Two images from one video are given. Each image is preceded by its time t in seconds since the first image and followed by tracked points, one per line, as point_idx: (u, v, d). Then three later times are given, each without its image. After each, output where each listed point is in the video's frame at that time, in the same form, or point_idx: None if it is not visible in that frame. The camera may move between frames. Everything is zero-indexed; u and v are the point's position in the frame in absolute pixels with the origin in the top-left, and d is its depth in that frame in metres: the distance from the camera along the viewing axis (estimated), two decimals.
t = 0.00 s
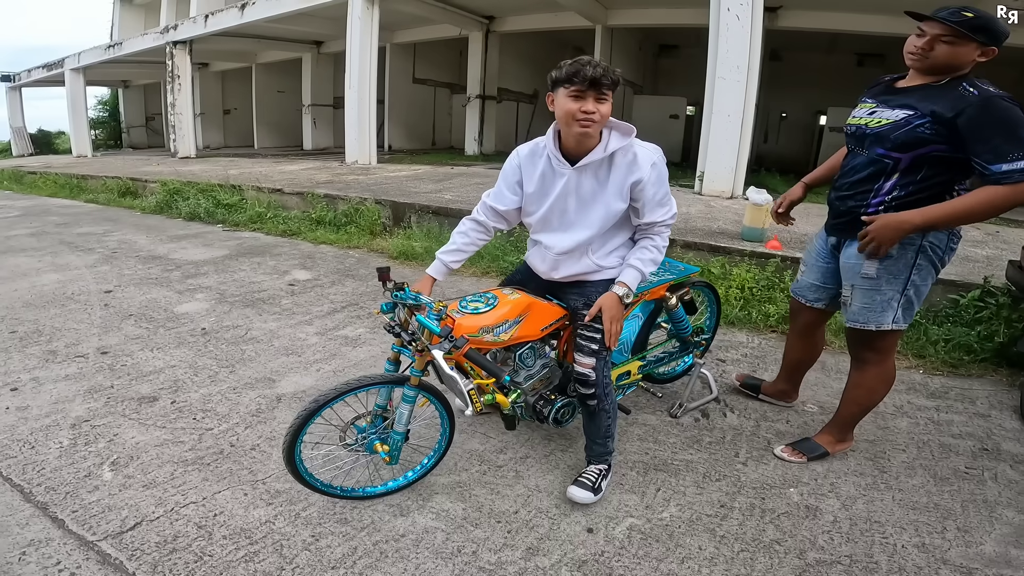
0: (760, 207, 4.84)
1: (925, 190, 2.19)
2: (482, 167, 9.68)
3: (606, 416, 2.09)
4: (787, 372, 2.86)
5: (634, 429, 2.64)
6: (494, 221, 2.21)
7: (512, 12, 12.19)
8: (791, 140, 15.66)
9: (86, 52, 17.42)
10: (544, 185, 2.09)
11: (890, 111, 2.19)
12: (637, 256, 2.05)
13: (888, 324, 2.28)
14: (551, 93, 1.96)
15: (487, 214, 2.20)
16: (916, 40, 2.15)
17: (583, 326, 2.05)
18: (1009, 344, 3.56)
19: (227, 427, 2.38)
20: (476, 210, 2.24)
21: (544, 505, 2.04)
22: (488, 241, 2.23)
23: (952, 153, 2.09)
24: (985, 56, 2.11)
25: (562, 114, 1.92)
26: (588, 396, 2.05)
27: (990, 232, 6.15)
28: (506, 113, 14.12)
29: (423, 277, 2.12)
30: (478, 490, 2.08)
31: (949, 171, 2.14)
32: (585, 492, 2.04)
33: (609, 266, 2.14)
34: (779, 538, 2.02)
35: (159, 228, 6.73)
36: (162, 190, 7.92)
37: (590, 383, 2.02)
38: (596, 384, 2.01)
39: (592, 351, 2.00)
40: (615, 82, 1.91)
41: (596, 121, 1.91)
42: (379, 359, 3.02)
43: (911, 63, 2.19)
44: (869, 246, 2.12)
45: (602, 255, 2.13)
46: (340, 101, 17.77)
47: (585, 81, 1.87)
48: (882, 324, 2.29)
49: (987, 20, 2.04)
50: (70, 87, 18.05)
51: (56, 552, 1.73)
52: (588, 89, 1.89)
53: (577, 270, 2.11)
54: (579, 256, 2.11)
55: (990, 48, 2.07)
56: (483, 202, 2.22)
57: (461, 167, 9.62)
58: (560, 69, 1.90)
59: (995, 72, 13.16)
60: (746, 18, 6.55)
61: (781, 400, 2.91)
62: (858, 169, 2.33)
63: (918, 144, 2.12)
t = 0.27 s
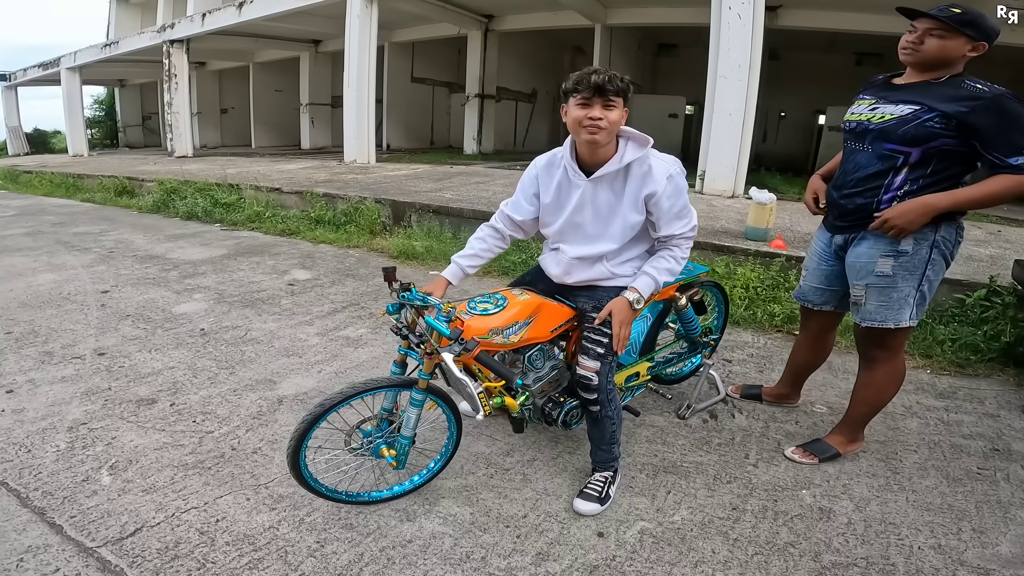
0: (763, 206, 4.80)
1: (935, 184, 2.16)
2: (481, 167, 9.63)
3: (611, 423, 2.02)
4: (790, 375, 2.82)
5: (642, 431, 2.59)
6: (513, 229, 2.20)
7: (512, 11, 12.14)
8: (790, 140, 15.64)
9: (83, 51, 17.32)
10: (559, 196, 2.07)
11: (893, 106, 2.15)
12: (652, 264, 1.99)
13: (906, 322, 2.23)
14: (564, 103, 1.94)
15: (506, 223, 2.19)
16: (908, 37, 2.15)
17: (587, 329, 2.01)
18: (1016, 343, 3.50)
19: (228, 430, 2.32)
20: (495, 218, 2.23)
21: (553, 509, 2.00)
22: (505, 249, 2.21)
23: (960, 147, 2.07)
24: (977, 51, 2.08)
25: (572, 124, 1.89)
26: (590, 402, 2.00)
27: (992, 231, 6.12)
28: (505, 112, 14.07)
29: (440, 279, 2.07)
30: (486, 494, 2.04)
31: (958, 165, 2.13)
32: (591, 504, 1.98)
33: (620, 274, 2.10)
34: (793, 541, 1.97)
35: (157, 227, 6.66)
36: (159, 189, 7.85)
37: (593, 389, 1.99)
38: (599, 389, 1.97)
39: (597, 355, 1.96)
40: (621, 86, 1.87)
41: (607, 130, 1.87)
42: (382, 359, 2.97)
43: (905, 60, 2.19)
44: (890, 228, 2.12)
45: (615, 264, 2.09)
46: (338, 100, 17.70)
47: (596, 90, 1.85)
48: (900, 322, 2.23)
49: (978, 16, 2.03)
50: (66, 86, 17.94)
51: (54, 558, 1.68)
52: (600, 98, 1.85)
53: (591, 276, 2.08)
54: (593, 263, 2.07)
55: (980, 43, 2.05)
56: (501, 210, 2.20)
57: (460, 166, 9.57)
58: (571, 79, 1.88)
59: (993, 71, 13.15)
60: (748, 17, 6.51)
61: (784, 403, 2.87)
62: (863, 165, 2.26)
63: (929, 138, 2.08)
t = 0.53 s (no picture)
0: (762, 205, 4.80)
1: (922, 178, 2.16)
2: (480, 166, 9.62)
3: (609, 421, 2.03)
4: (789, 373, 2.82)
5: (642, 430, 2.59)
6: (505, 227, 2.19)
7: (510, 11, 12.14)
8: (787, 139, 15.66)
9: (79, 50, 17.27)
10: (562, 201, 2.08)
11: (877, 102, 2.16)
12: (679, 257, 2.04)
13: (898, 317, 2.21)
14: (567, 109, 1.94)
15: (498, 218, 2.17)
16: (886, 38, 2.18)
17: (587, 324, 2.02)
18: (1014, 342, 3.52)
19: (227, 430, 2.32)
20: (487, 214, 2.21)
21: (554, 508, 2.00)
22: (495, 245, 2.20)
23: (944, 142, 2.08)
24: (951, 49, 2.09)
25: (577, 132, 1.89)
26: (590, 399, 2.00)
27: (989, 231, 6.13)
28: (503, 111, 14.07)
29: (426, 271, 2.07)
30: (486, 493, 2.03)
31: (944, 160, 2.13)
32: (592, 505, 1.97)
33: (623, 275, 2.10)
34: (793, 539, 1.97)
35: (155, 227, 6.65)
36: (157, 189, 7.83)
37: (593, 385, 1.98)
38: (599, 386, 1.96)
39: (598, 351, 1.96)
40: (627, 94, 1.86)
41: (611, 139, 1.87)
42: (381, 358, 2.97)
43: (884, 61, 2.21)
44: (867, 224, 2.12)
45: (618, 265, 2.09)
46: (336, 100, 17.68)
47: (601, 98, 1.84)
48: (893, 316, 2.21)
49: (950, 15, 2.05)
50: (63, 86, 17.89)
51: (54, 558, 1.67)
52: (605, 106, 1.85)
53: (592, 278, 2.08)
54: (595, 265, 2.09)
55: (953, 40, 2.06)
56: (495, 206, 2.18)
57: (458, 166, 9.57)
58: (575, 85, 1.88)
59: (989, 71, 13.18)
60: (746, 17, 6.51)
61: (783, 402, 2.88)
62: (851, 162, 2.26)
63: (913, 133, 2.08)
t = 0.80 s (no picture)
0: (759, 204, 4.80)
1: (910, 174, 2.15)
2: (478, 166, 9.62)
3: (606, 418, 2.03)
4: (785, 370, 2.83)
5: (639, 427, 2.60)
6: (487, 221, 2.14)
7: (508, 11, 12.14)
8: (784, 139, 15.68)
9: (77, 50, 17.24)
10: (556, 205, 2.05)
11: (861, 102, 2.17)
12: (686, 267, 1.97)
13: (890, 311, 2.23)
14: (566, 115, 1.89)
15: (480, 214, 2.13)
16: (870, 39, 2.19)
17: (587, 321, 2.03)
18: (1010, 340, 3.53)
19: (225, 428, 2.32)
20: (469, 207, 2.16)
21: (552, 505, 2.00)
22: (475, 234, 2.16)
23: (928, 137, 2.08)
24: (935, 47, 2.12)
25: (578, 140, 1.86)
26: (591, 396, 2.00)
27: (985, 230, 6.14)
28: (501, 111, 14.07)
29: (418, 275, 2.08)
30: (484, 490, 2.04)
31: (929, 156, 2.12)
32: (591, 503, 1.97)
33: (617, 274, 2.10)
34: (790, 536, 1.98)
35: (152, 226, 6.64)
36: (154, 188, 7.82)
37: (593, 383, 1.99)
38: (599, 383, 1.97)
39: (599, 349, 1.99)
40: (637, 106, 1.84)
41: (620, 149, 1.85)
42: (378, 357, 2.97)
43: (870, 61, 2.22)
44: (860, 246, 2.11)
45: (613, 265, 2.08)
46: (334, 99, 17.67)
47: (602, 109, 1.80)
48: (885, 311, 2.23)
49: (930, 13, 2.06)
50: (60, 86, 17.85)
51: (52, 555, 1.67)
52: (605, 115, 1.81)
53: (586, 280, 2.08)
54: (589, 268, 2.08)
55: (937, 40, 2.09)
56: (478, 201, 2.13)
57: (456, 166, 9.57)
58: (574, 92, 1.84)
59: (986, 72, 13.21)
60: (743, 17, 6.51)
61: (779, 399, 2.89)
62: (840, 164, 2.25)
63: (897, 129, 2.09)
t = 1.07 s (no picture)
0: (758, 203, 4.79)
1: (918, 168, 2.13)
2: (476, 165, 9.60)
3: (604, 417, 2.02)
4: (785, 369, 2.81)
5: (640, 426, 2.58)
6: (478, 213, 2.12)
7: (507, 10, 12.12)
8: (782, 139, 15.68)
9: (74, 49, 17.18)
10: (554, 205, 2.02)
11: (862, 99, 2.16)
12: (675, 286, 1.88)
13: (891, 310, 2.21)
14: (565, 116, 1.86)
15: (473, 208, 2.10)
16: (867, 38, 2.15)
17: (584, 321, 2.02)
18: (1010, 338, 3.51)
19: (223, 427, 2.30)
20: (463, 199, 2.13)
21: (553, 505, 1.98)
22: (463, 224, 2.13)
23: (933, 133, 2.07)
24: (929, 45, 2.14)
25: (571, 144, 1.83)
26: (586, 395, 1.99)
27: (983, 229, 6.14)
28: (499, 111, 14.05)
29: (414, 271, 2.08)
30: (484, 489, 2.02)
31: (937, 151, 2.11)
32: (592, 502, 1.96)
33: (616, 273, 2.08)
34: (793, 535, 1.96)
35: (149, 225, 6.61)
36: (151, 188, 7.79)
37: (588, 381, 1.97)
38: (594, 382, 1.96)
39: (593, 348, 1.97)
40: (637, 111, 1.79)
41: (619, 157, 1.82)
42: (377, 356, 2.95)
43: (867, 59, 2.19)
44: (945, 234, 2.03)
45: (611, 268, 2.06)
46: (332, 99, 17.64)
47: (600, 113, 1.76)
48: (886, 308, 2.21)
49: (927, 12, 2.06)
50: (57, 85, 17.79)
51: (48, 556, 1.65)
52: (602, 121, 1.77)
53: (583, 282, 2.08)
54: (587, 270, 2.06)
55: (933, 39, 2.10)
56: (473, 195, 2.10)
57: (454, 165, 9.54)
58: (573, 94, 1.80)
59: (984, 71, 13.21)
60: (741, 16, 6.50)
61: (780, 398, 2.87)
62: (841, 160, 2.24)
63: (901, 126, 2.07)
